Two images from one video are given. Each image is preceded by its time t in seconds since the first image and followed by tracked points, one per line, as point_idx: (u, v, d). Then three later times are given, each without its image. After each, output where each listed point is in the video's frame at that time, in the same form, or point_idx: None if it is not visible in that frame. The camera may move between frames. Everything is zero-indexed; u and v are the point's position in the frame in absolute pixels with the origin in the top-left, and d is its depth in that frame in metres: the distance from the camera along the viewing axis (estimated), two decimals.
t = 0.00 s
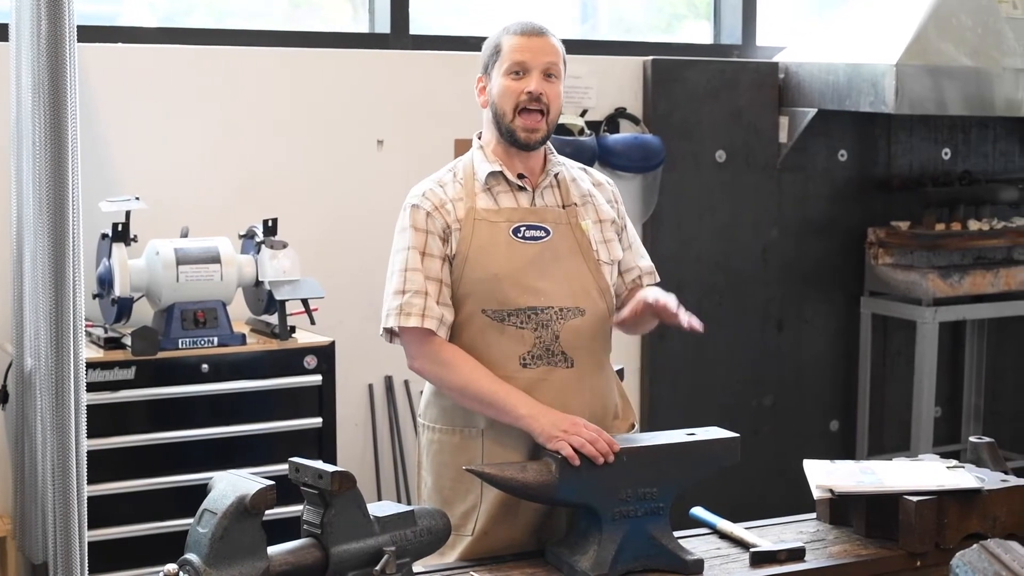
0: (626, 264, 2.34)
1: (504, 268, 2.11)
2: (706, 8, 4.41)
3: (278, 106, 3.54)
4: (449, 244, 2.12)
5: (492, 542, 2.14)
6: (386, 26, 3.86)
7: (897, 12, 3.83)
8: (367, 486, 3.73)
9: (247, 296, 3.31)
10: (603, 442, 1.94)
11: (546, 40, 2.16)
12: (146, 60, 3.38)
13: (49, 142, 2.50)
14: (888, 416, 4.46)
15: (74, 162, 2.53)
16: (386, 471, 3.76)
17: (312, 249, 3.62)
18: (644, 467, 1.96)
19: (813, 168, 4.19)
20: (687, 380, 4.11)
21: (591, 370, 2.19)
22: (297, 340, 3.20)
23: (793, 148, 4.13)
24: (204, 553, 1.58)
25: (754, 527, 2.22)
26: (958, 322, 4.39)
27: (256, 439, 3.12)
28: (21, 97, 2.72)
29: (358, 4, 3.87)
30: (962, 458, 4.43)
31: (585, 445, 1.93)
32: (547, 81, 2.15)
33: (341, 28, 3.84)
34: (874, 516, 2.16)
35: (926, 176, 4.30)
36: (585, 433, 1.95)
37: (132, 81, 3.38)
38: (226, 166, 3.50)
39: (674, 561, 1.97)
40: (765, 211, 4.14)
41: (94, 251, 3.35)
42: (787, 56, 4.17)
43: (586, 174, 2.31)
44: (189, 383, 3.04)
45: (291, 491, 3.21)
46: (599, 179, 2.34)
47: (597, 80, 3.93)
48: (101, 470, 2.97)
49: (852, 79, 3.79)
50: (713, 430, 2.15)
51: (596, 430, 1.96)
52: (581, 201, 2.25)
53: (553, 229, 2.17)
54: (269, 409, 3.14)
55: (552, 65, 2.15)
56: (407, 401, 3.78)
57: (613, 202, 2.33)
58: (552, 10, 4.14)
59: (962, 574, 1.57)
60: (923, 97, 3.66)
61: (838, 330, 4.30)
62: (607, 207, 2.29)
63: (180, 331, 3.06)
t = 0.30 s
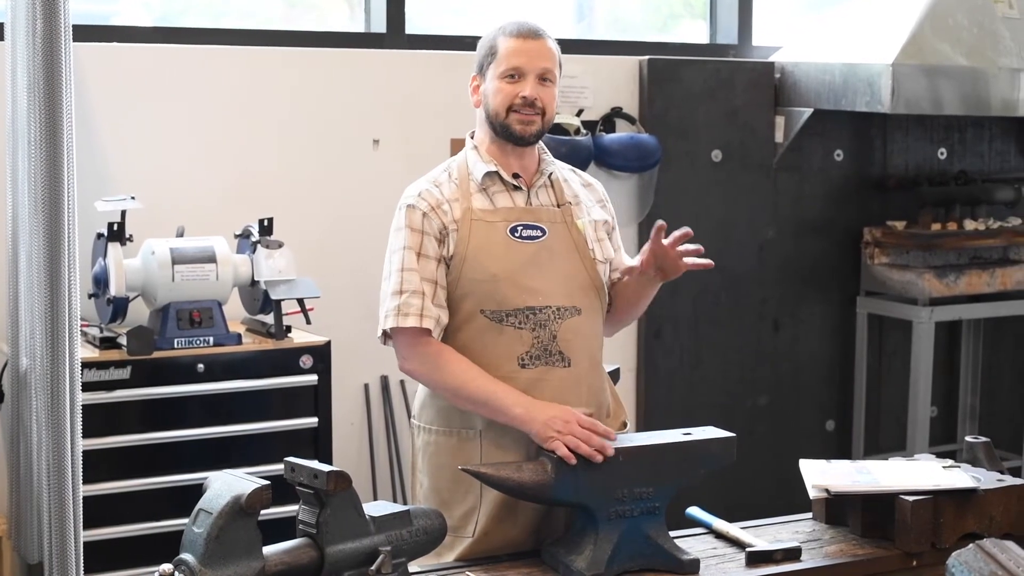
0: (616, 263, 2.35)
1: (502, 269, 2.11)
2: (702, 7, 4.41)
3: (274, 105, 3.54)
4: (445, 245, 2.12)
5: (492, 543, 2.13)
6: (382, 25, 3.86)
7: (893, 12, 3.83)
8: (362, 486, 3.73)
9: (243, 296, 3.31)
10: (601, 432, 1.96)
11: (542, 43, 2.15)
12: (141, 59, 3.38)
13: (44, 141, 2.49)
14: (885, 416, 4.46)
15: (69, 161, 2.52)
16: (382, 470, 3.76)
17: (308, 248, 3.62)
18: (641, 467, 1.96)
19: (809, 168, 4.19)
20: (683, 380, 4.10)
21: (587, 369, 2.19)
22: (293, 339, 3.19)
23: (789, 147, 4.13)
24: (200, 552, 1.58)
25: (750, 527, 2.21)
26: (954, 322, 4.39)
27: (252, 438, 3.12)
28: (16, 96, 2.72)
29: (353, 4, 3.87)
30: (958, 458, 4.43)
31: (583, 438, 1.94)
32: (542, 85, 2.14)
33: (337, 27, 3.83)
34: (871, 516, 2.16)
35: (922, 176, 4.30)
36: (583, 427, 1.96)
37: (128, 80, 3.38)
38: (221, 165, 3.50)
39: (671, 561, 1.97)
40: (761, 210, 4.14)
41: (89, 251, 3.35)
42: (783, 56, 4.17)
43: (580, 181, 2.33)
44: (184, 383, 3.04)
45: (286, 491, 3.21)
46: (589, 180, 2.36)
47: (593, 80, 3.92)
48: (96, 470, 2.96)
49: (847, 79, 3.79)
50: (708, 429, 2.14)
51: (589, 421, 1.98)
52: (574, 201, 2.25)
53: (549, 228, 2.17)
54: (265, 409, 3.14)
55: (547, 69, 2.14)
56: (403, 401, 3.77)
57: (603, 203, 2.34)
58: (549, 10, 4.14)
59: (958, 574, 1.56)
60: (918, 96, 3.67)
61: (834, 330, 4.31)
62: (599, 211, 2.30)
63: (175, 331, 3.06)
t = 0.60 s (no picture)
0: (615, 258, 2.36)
1: (493, 266, 2.10)
2: (698, 8, 4.41)
3: (270, 105, 3.54)
4: (433, 246, 2.11)
5: (488, 543, 2.12)
6: (378, 25, 3.86)
7: (889, 12, 3.83)
8: (358, 486, 3.72)
9: (239, 296, 3.31)
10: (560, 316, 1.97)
11: (543, 51, 2.13)
12: (138, 59, 3.38)
13: (40, 141, 2.47)
14: (881, 416, 4.46)
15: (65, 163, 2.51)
16: (378, 471, 3.76)
17: (304, 248, 3.62)
18: (637, 467, 1.96)
19: (805, 168, 4.19)
20: (679, 380, 4.10)
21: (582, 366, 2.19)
22: (289, 339, 3.19)
23: (785, 148, 4.13)
24: (196, 552, 1.58)
25: (746, 527, 2.21)
26: (950, 322, 4.39)
27: (248, 439, 3.11)
28: (13, 94, 2.70)
29: (350, 4, 3.87)
30: (954, 459, 4.43)
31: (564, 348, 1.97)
32: (539, 95, 2.13)
33: (333, 27, 3.83)
34: (867, 516, 2.16)
35: (918, 176, 4.31)
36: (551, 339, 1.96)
37: (125, 80, 3.37)
38: (217, 165, 3.49)
39: (667, 562, 1.97)
40: (757, 210, 4.14)
41: (85, 250, 3.35)
42: (779, 56, 4.17)
43: (571, 179, 2.32)
44: (180, 383, 3.04)
45: (282, 492, 3.20)
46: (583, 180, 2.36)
47: (590, 80, 3.92)
48: (92, 471, 2.96)
49: (844, 79, 3.79)
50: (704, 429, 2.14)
51: (546, 320, 1.99)
52: (567, 200, 2.25)
53: (541, 226, 2.16)
54: (261, 409, 3.13)
55: (545, 79, 2.13)
56: (399, 401, 3.77)
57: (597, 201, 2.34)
58: (545, 10, 4.14)
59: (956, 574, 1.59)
60: (915, 96, 3.66)
61: (830, 330, 4.30)
62: (592, 209, 2.30)
63: (171, 331, 3.05)
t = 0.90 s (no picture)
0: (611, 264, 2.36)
1: (490, 266, 2.11)
2: (694, 8, 4.41)
3: (266, 106, 3.54)
4: (430, 246, 2.11)
5: (484, 542, 2.12)
6: (374, 25, 3.86)
7: (886, 12, 3.83)
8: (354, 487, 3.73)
9: (235, 296, 3.31)
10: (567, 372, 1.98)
11: (531, 46, 2.14)
12: (134, 60, 3.38)
13: (36, 141, 2.45)
14: (877, 416, 4.47)
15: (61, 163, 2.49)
16: (374, 471, 3.76)
17: (301, 249, 3.62)
18: (634, 468, 1.96)
19: (802, 169, 4.19)
20: (676, 380, 4.10)
21: (580, 366, 2.19)
22: (285, 340, 3.20)
23: (782, 148, 4.13)
24: (192, 553, 1.58)
25: (741, 528, 2.21)
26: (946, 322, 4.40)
27: (244, 439, 3.11)
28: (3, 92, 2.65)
29: (346, 4, 3.87)
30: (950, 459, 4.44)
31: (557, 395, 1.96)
32: (530, 90, 2.13)
33: (329, 28, 3.83)
34: (863, 516, 2.15)
35: (914, 176, 4.31)
36: (549, 381, 1.97)
37: (121, 81, 3.37)
38: (213, 166, 3.49)
39: (662, 562, 1.97)
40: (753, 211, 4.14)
41: (81, 251, 3.35)
42: (776, 56, 4.17)
43: (570, 182, 2.32)
44: (177, 383, 3.04)
45: (278, 492, 3.21)
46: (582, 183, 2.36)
47: (586, 80, 3.92)
48: (88, 471, 2.96)
49: (840, 79, 3.79)
50: (701, 430, 2.14)
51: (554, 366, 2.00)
52: (565, 201, 2.25)
53: (538, 227, 2.16)
54: (257, 410, 3.13)
55: (535, 74, 2.13)
56: (395, 401, 3.77)
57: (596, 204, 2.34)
58: (541, 10, 4.14)
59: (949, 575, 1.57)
60: (911, 97, 3.66)
61: (827, 331, 4.31)
62: (590, 211, 2.30)
63: (167, 331, 3.06)
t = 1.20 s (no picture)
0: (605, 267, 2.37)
1: (491, 267, 2.11)
2: (691, 7, 4.40)
3: (262, 105, 3.54)
4: (431, 245, 2.11)
5: (480, 542, 2.12)
6: (371, 25, 3.86)
7: (882, 12, 3.83)
8: (351, 486, 3.73)
9: (231, 296, 3.31)
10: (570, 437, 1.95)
11: (535, 45, 2.15)
12: (130, 60, 3.38)
13: (30, 142, 2.30)
14: (873, 416, 4.47)
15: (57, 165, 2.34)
16: (370, 471, 3.77)
17: (297, 249, 3.62)
18: (630, 468, 1.96)
19: (798, 168, 4.19)
20: (672, 379, 4.11)
21: (578, 368, 2.19)
22: (281, 340, 3.20)
23: (778, 148, 4.13)
24: (189, 552, 1.58)
25: (737, 527, 2.21)
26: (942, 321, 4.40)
27: (241, 439, 3.12)
28: None
29: (343, 4, 3.87)
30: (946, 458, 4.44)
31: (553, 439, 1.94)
32: (534, 88, 2.14)
33: (326, 28, 3.83)
34: (859, 516, 2.16)
35: (911, 176, 4.31)
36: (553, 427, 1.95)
37: (117, 80, 3.37)
38: (209, 166, 3.49)
39: (658, 562, 1.97)
40: (750, 210, 4.14)
41: (77, 251, 3.35)
42: (772, 56, 4.17)
43: (569, 183, 2.33)
44: (173, 383, 3.04)
45: (275, 492, 3.21)
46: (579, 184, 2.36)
47: (582, 80, 3.92)
48: (85, 471, 2.96)
49: (836, 79, 3.79)
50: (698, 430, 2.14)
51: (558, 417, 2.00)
52: (564, 203, 2.25)
53: (539, 227, 2.16)
54: (254, 409, 3.13)
55: (539, 72, 2.14)
56: (392, 402, 3.77)
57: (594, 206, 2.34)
58: (538, 10, 4.14)
59: None
60: (907, 97, 3.67)
61: (823, 330, 4.31)
62: (588, 213, 2.30)
63: (164, 331, 3.06)
